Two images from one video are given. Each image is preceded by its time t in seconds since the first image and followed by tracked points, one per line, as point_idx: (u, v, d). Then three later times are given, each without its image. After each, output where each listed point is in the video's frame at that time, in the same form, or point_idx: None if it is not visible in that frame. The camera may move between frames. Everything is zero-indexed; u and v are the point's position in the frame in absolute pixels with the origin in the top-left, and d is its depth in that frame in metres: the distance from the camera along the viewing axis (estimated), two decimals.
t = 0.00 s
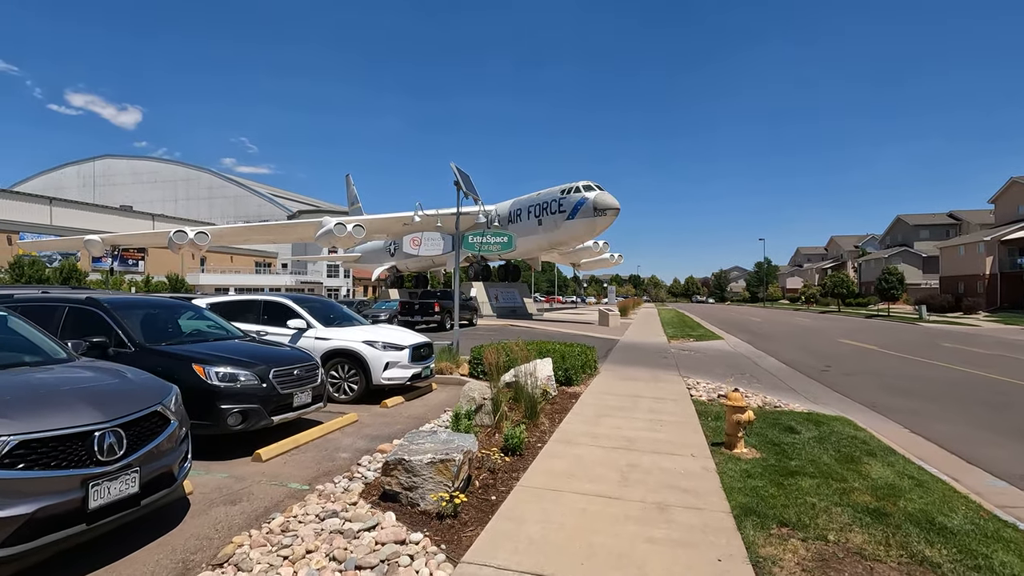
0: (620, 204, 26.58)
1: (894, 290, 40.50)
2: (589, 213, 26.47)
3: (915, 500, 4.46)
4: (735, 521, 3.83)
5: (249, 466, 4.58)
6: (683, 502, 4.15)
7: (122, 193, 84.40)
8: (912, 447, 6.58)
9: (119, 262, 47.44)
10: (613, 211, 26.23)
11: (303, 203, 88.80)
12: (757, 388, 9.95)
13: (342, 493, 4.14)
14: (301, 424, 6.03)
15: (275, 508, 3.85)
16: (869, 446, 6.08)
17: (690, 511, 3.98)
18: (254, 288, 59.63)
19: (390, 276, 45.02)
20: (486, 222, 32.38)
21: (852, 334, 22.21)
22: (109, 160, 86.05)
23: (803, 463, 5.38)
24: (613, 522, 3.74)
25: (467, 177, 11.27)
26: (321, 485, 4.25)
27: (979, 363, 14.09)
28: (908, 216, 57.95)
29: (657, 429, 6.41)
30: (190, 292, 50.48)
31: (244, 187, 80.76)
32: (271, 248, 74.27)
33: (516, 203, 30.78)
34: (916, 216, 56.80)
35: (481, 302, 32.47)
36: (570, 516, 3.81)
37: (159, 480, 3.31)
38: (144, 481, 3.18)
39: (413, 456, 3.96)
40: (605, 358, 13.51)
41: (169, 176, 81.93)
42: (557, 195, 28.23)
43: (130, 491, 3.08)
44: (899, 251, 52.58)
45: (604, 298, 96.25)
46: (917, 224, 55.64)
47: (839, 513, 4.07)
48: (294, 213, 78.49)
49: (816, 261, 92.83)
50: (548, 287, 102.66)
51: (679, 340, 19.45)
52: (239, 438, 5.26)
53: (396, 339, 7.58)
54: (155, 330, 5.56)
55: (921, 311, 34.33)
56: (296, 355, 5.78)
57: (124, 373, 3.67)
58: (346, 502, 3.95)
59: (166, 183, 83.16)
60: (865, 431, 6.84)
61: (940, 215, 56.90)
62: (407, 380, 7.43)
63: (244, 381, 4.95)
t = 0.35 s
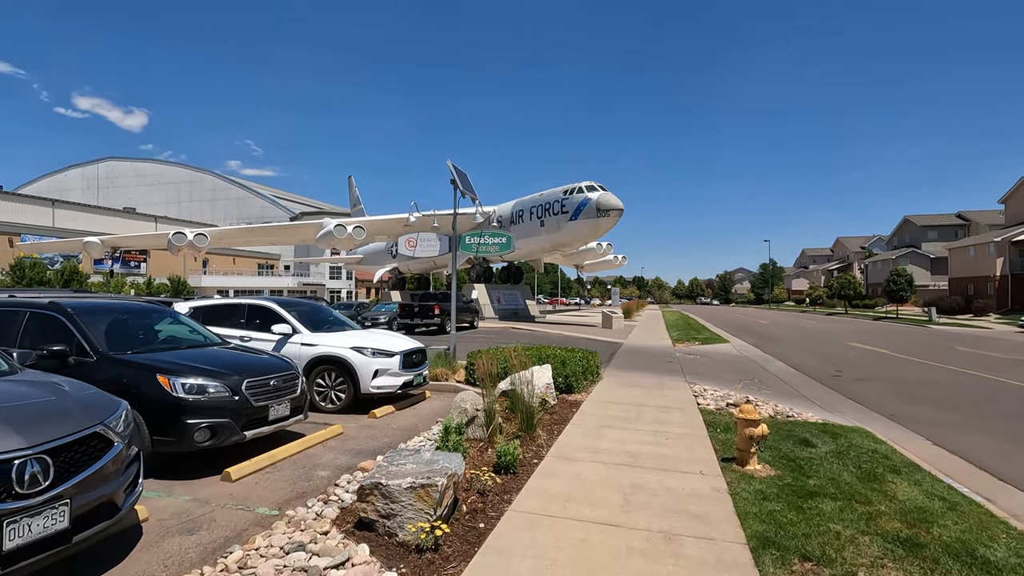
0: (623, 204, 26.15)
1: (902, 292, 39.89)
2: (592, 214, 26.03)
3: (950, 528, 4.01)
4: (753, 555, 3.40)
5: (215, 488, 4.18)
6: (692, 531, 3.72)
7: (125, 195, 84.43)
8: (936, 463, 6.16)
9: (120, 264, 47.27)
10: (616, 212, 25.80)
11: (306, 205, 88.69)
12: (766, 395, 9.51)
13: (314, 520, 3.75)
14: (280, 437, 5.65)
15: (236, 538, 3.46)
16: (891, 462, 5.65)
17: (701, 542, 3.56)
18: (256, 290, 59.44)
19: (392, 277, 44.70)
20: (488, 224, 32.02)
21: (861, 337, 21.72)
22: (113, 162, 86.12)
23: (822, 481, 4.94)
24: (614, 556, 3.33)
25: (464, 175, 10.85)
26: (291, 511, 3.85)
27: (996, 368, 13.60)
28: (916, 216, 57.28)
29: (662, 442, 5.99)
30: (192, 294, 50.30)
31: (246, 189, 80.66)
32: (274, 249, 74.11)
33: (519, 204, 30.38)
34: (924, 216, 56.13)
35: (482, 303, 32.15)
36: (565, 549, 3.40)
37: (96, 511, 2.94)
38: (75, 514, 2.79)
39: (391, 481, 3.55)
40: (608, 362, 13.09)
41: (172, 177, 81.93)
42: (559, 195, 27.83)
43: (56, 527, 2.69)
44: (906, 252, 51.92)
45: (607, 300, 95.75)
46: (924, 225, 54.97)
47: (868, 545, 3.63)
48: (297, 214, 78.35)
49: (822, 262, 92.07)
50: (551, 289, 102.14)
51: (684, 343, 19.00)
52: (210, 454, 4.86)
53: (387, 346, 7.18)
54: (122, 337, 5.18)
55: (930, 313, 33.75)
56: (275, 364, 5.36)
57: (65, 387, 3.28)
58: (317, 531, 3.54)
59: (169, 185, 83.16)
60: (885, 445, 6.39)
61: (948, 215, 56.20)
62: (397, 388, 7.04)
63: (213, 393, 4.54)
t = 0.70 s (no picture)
0: (625, 203, 25.76)
1: (910, 292, 39.29)
2: (594, 213, 25.63)
3: (980, 554, 3.60)
4: None
5: (169, 506, 3.84)
6: (693, 556, 3.34)
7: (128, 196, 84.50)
8: (956, 473, 5.74)
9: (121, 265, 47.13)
10: (618, 211, 25.41)
11: (308, 206, 88.61)
12: (773, 400, 9.09)
13: (271, 543, 3.38)
14: (253, 446, 5.29)
15: (180, 565, 3.10)
16: (908, 474, 5.25)
17: (703, 571, 3.16)
18: (258, 291, 59.29)
19: (393, 278, 44.40)
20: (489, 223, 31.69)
21: (868, 338, 21.23)
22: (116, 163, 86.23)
23: (834, 496, 4.54)
24: None
25: (458, 171, 10.47)
26: (246, 534, 3.48)
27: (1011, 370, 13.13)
28: (923, 216, 56.63)
29: (662, 452, 5.60)
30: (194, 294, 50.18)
31: (249, 189, 80.59)
32: (276, 250, 74.01)
33: (520, 204, 30.00)
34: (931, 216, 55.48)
35: (483, 304, 31.85)
36: None
37: (12, 538, 2.59)
38: None
39: (355, 500, 3.18)
40: (608, 364, 12.72)
41: (175, 178, 81.92)
42: (561, 194, 27.46)
43: None
44: (914, 252, 51.30)
45: (611, 301, 95.28)
46: (932, 225, 54.33)
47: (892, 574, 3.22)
48: (299, 215, 78.20)
49: (828, 263, 91.34)
50: (555, 289, 101.72)
51: (687, 344, 18.59)
52: (171, 466, 4.51)
53: (373, 348, 6.82)
54: (81, 339, 4.85)
55: (939, 314, 33.18)
56: (246, 367, 4.99)
57: None
58: (271, 558, 3.18)
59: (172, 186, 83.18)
60: (899, 453, 5.98)
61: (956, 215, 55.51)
62: (382, 393, 6.68)
63: (171, 401, 4.18)
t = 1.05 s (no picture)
0: (628, 203, 25.36)
1: (919, 293, 38.70)
2: (596, 213, 25.24)
3: None
4: None
5: (114, 530, 3.48)
6: None
7: (132, 197, 84.54)
8: (979, 489, 5.33)
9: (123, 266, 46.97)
10: (621, 211, 25.01)
11: (311, 207, 88.50)
12: (780, 406, 8.67)
13: (218, 575, 3.01)
14: (221, 458, 4.93)
15: None
16: (927, 491, 4.86)
17: None
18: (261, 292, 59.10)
19: (394, 278, 44.07)
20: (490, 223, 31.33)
21: (877, 340, 20.77)
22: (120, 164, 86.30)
23: (848, 517, 4.16)
24: None
25: (451, 168, 10.11)
26: (191, 564, 3.11)
27: None
28: (931, 216, 55.96)
29: (662, 465, 5.21)
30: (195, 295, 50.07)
31: (252, 190, 80.49)
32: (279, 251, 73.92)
33: (521, 204, 29.63)
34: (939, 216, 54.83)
35: (484, 305, 31.47)
36: None
37: None
38: None
39: (308, 528, 2.81)
40: (608, 367, 12.32)
41: (178, 179, 81.92)
42: (563, 194, 27.07)
43: None
44: (922, 252, 50.65)
45: (615, 302, 94.79)
46: (940, 225, 53.68)
47: None
48: (302, 216, 78.02)
49: (833, 264, 90.59)
50: (558, 290, 101.33)
51: (691, 346, 18.16)
52: (125, 483, 4.15)
53: (357, 353, 6.46)
54: (34, 347, 4.52)
55: (949, 316, 32.60)
56: (211, 374, 4.64)
57: None
58: None
59: (175, 187, 83.14)
60: (917, 467, 5.56)
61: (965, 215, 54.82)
62: (365, 400, 6.31)
63: (121, 412, 3.82)
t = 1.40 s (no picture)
0: (633, 202, 24.98)
1: (930, 294, 38.05)
2: (600, 212, 24.85)
3: None
4: None
5: (58, 554, 3.15)
6: None
7: (137, 198, 84.70)
8: (1011, 504, 4.92)
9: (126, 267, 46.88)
10: (625, 210, 24.61)
11: (316, 208, 88.45)
12: (791, 412, 8.27)
13: None
14: (191, 472, 4.58)
15: None
16: (956, 508, 4.46)
17: None
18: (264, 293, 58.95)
19: (397, 279, 43.78)
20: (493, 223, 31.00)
21: (888, 342, 20.27)
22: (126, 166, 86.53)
23: (874, 538, 3.77)
24: None
25: (447, 162, 9.74)
26: None
27: None
28: (940, 216, 55.22)
29: (668, 478, 4.82)
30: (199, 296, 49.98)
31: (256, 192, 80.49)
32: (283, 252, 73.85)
33: (525, 203, 29.27)
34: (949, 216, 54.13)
35: (487, 306, 31.11)
36: None
37: None
38: None
39: (260, 560, 2.46)
40: (612, 370, 11.92)
41: (183, 181, 82.03)
42: (566, 193, 26.70)
43: None
44: (932, 252, 49.95)
45: (620, 303, 94.30)
46: (950, 224, 52.95)
47: None
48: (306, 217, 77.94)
49: (841, 264, 89.71)
50: (563, 291, 100.93)
51: (697, 348, 17.71)
52: (82, 500, 3.81)
53: (346, 357, 6.13)
54: None
55: (960, 317, 31.99)
56: (179, 381, 4.29)
57: None
58: None
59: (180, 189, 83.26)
60: (943, 480, 5.15)
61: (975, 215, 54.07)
62: (353, 407, 5.97)
63: (74, 422, 3.49)
